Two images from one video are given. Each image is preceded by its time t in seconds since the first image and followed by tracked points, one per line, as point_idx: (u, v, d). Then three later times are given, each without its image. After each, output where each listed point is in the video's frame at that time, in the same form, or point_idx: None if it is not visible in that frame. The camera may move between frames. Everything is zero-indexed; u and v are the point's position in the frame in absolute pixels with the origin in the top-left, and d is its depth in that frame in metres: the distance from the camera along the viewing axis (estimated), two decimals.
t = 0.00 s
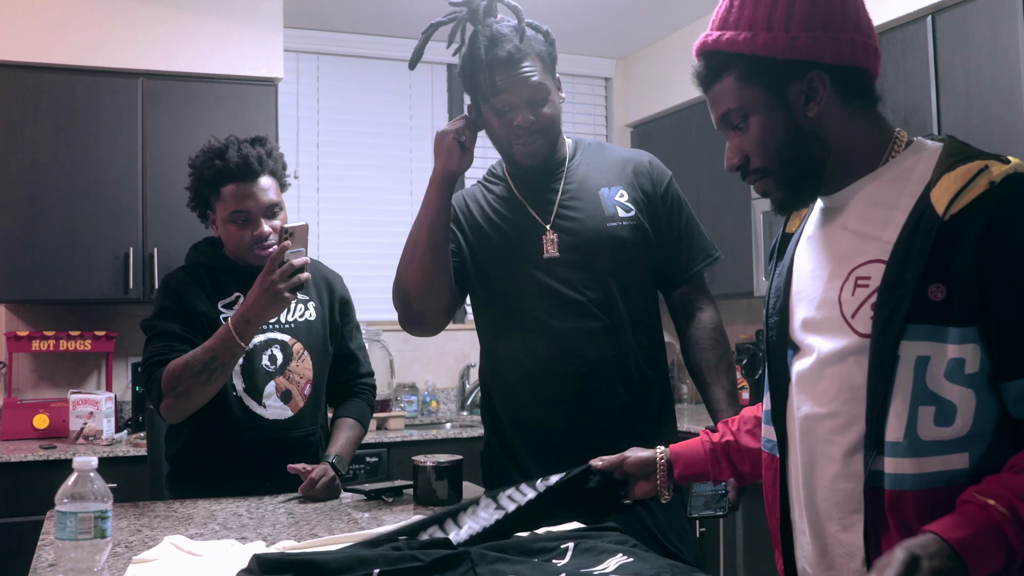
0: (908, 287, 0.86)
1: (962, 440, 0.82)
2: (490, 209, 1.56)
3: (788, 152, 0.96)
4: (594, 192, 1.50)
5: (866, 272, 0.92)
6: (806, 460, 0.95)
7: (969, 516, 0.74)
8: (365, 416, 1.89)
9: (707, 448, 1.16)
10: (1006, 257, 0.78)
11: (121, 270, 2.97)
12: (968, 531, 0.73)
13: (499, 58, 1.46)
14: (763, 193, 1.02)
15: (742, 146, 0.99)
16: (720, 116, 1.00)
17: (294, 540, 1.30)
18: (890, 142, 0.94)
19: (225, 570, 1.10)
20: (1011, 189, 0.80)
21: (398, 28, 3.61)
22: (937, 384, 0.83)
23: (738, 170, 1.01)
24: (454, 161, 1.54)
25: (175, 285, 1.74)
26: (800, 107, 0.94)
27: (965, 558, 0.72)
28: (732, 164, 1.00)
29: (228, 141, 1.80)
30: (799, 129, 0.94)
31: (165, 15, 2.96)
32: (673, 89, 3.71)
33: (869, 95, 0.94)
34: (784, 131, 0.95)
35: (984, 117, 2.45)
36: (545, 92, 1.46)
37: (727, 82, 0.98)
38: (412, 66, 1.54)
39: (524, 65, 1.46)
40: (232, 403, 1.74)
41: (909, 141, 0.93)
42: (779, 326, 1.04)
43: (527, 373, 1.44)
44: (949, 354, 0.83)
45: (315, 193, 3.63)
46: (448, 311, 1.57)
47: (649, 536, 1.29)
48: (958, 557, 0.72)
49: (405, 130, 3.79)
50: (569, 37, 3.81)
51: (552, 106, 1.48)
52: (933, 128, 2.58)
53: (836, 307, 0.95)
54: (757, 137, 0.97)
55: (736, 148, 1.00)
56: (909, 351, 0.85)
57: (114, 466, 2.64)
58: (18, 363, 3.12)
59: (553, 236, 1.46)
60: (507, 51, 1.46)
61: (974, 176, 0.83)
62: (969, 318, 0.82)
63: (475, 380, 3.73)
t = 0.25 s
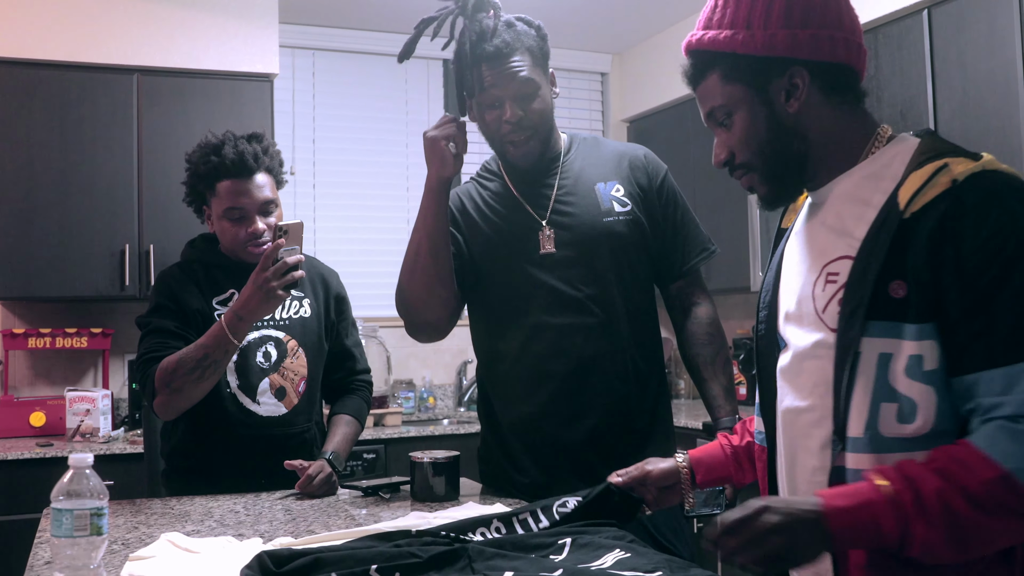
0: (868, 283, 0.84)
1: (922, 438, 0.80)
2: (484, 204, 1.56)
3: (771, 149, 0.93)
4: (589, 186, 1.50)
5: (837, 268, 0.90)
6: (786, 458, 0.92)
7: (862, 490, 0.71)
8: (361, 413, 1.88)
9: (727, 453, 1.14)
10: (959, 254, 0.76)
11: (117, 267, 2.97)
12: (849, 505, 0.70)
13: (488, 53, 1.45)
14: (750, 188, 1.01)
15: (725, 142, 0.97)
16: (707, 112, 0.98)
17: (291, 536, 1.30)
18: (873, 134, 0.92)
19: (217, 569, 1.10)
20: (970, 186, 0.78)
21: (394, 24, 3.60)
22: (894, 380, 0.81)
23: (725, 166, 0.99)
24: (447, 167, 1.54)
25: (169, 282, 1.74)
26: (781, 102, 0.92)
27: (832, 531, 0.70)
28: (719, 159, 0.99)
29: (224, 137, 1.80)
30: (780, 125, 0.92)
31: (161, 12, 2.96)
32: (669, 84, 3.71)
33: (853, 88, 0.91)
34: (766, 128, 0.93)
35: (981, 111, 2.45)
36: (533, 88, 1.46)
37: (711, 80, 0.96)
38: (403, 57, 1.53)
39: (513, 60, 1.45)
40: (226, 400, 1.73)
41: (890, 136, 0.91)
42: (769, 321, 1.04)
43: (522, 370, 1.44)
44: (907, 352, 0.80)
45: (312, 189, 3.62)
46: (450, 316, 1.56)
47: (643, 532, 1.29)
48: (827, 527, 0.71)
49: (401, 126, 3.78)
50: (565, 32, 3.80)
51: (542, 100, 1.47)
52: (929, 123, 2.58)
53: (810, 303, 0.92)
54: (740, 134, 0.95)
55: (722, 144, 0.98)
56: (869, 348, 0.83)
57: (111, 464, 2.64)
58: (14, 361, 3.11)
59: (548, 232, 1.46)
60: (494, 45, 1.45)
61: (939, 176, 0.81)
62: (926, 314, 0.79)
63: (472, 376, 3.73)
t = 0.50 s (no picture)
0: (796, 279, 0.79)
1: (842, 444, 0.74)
2: (484, 200, 1.55)
3: (757, 147, 0.87)
4: (590, 182, 1.50)
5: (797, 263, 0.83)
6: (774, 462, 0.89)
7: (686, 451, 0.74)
8: (362, 410, 1.88)
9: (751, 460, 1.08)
10: (861, 256, 0.69)
11: (117, 266, 2.96)
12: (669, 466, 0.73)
13: (487, 55, 1.45)
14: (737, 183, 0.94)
15: (713, 140, 0.90)
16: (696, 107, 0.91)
17: (292, 534, 1.30)
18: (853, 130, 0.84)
19: (220, 568, 1.10)
20: (895, 187, 0.70)
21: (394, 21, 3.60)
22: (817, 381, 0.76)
23: (714, 161, 0.93)
24: (449, 143, 1.54)
25: (170, 281, 1.74)
26: (765, 101, 0.85)
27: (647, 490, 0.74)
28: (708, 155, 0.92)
29: (225, 136, 1.80)
30: (762, 124, 0.86)
31: (161, 11, 2.96)
32: (669, 81, 3.71)
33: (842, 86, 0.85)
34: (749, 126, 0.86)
35: (982, 106, 2.45)
36: (536, 86, 1.45)
37: (700, 78, 0.89)
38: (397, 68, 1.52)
39: (513, 60, 1.45)
40: (225, 399, 1.73)
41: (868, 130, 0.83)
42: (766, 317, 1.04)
43: (524, 367, 1.43)
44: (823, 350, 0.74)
45: (312, 188, 3.62)
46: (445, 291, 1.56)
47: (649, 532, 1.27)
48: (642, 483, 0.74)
49: (401, 123, 3.78)
50: (564, 29, 3.79)
51: (543, 100, 1.46)
52: (930, 119, 2.58)
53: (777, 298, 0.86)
54: (724, 132, 0.88)
55: (710, 139, 0.91)
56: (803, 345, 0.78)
57: (112, 463, 2.64)
58: (16, 360, 3.11)
59: (550, 228, 1.46)
60: (493, 47, 1.45)
61: (875, 172, 0.73)
62: (836, 313, 0.73)
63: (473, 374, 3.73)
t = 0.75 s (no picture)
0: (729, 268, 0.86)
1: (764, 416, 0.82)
2: (487, 200, 1.55)
3: (724, 155, 0.85)
4: (593, 180, 1.51)
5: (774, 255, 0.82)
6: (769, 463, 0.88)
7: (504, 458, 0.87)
8: (366, 409, 1.88)
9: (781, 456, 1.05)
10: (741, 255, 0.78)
11: (121, 266, 2.97)
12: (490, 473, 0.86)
13: (491, 53, 1.44)
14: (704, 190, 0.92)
15: (679, 147, 0.88)
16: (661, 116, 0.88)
17: (297, 534, 1.30)
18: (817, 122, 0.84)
19: (224, 568, 1.09)
20: (786, 190, 0.76)
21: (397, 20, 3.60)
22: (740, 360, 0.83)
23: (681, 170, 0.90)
24: (448, 149, 1.57)
25: (172, 282, 1.74)
26: (729, 108, 0.83)
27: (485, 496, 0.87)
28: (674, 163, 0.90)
29: (236, 138, 1.79)
30: (728, 131, 0.84)
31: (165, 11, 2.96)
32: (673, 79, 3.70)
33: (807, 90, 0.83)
34: (714, 133, 0.84)
35: (987, 103, 2.45)
36: (539, 87, 1.45)
37: (662, 87, 0.87)
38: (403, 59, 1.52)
39: (517, 59, 1.45)
40: (229, 400, 1.73)
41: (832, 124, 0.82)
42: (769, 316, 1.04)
43: (528, 365, 1.43)
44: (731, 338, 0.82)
45: (315, 187, 3.62)
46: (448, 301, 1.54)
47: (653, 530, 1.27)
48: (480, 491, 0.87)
49: (405, 122, 3.77)
50: (568, 28, 3.79)
51: (547, 99, 1.47)
52: (935, 116, 2.58)
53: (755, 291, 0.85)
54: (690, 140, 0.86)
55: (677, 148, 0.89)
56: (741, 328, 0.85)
57: (117, 462, 2.64)
58: (20, 360, 3.12)
59: (554, 227, 1.46)
60: (497, 46, 1.44)
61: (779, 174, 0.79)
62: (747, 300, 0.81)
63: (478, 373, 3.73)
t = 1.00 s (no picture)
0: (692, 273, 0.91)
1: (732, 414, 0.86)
2: (487, 198, 1.55)
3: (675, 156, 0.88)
4: (593, 178, 1.52)
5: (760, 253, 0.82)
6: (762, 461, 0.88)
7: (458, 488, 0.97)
8: (368, 409, 1.88)
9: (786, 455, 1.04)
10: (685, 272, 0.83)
11: (122, 265, 2.96)
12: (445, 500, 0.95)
13: (488, 54, 1.44)
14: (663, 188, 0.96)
15: (632, 147, 0.91)
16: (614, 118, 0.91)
17: (299, 533, 1.30)
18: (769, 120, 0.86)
19: (225, 567, 1.09)
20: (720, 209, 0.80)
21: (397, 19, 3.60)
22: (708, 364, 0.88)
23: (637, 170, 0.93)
24: (442, 149, 1.54)
25: (173, 282, 1.74)
26: (680, 111, 0.86)
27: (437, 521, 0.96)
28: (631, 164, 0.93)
29: (242, 141, 1.78)
30: (680, 134, 0.87)
31: (165, 9, 2.96)
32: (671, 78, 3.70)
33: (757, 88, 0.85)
34: (665, 136, 0.87)
35: (989, 100, 2.45)
36: (536, 87, 1.45)
37: (614, 90, 0.89)
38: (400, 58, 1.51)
39: (515, 59, 1.44)
40: (229, 400, 1.73)
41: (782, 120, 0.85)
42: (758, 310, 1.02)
43: (527, 365, 1.43)
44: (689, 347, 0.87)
45: (316, 186, 3.62)
46: (446, 297, 1.55)
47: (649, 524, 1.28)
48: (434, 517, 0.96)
49: (405, 121, 3.77)
50: (568, 26, 3.79)
51: (545, 99, 1.47)
52: (936, 113, 2.58)
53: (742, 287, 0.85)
54: (643, 141, 0.89)
55: (631, 148, 0.92)
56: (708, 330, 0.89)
57: (118, 461, 2.63)
58: (21, 360, 3.11)
59: (553, 225, 1.46)
60: (496, 46, 1.44)
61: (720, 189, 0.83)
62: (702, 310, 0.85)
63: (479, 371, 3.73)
